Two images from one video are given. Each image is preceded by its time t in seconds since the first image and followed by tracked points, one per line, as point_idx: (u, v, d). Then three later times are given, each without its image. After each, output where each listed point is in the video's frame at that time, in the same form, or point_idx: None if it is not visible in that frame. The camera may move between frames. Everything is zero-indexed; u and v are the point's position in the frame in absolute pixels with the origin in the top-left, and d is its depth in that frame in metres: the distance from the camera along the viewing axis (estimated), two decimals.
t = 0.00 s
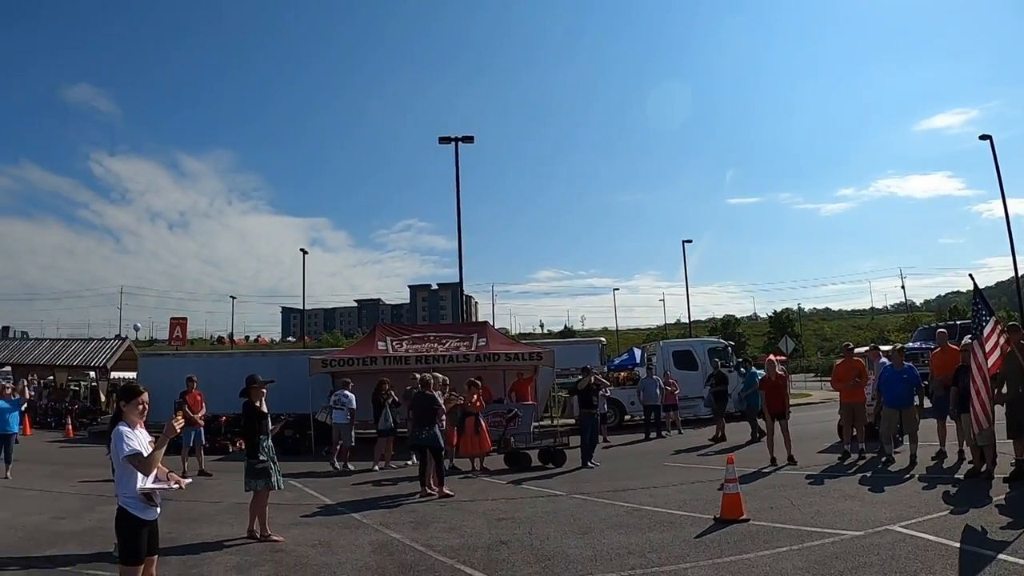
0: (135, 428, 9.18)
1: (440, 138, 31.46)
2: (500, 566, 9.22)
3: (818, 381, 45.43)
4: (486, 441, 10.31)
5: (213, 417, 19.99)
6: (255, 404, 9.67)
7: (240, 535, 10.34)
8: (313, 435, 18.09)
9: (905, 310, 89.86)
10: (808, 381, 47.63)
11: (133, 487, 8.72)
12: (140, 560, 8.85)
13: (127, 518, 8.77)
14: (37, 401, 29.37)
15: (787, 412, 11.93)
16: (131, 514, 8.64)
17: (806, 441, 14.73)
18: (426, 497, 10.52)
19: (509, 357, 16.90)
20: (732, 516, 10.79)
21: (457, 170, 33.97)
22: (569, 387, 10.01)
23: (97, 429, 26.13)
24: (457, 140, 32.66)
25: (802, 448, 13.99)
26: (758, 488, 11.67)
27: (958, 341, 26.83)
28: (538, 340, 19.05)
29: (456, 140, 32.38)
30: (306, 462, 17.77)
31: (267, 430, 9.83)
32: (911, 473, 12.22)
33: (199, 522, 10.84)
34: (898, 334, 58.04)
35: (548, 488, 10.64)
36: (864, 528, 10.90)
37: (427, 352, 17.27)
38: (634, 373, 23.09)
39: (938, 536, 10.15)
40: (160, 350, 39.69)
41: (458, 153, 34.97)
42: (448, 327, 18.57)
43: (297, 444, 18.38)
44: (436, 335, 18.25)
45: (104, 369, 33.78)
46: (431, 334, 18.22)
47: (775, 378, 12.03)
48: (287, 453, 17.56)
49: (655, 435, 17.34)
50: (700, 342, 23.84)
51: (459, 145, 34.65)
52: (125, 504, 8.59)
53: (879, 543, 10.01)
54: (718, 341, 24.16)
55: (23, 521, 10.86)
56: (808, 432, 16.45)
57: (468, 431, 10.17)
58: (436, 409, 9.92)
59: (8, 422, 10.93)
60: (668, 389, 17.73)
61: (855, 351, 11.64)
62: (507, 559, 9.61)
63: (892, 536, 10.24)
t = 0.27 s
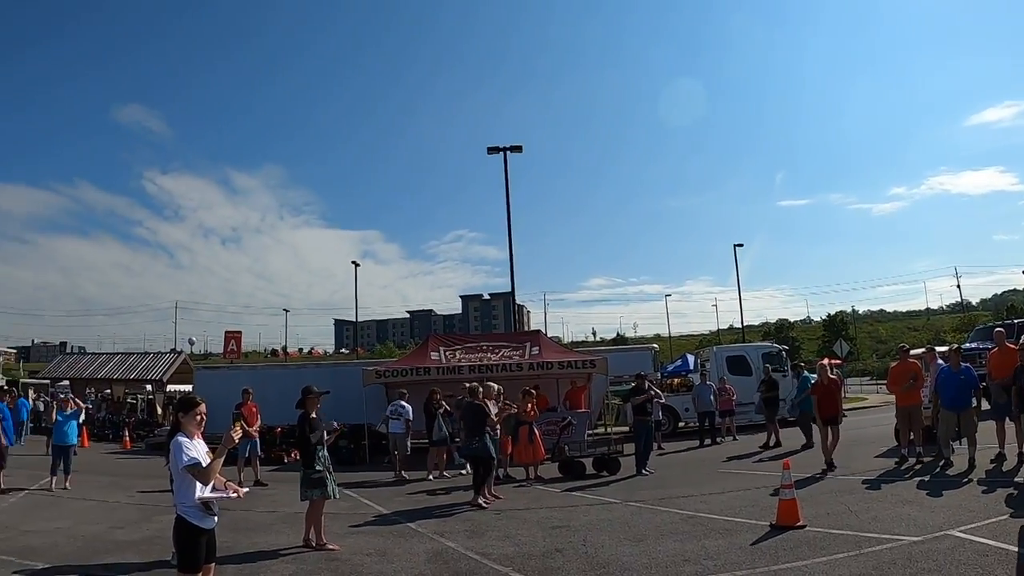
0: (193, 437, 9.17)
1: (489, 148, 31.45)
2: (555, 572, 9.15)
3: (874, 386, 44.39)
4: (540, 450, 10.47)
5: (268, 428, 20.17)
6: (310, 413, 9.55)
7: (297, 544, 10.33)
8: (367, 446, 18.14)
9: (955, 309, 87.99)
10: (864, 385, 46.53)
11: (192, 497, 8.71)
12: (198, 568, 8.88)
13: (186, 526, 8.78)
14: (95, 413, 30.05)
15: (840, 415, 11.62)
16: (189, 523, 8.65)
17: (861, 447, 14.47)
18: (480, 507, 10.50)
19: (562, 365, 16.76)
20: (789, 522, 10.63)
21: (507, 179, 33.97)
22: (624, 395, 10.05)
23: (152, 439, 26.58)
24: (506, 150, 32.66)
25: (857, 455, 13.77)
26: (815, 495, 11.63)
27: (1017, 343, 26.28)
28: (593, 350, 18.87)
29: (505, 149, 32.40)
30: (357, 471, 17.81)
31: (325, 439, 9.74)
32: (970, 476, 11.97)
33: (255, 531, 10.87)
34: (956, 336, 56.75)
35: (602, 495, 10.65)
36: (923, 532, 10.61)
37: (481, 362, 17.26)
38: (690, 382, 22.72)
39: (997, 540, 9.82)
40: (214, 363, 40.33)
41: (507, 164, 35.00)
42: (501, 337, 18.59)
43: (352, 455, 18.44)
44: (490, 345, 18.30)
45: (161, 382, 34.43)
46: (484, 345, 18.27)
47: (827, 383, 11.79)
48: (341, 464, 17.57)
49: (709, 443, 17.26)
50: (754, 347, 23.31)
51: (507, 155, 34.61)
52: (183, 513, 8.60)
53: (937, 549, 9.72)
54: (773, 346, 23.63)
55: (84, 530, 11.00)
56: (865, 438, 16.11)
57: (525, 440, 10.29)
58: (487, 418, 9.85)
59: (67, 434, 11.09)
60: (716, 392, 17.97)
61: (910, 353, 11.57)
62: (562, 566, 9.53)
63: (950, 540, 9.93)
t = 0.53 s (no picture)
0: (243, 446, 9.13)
1: (530, 155, 31.50)
2: None
3: (925, 391, 43.45)
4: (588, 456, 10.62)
5: (315, 436, 20.31)
6: (358, 421, 9.48)
7: (346, 551, 10.32)
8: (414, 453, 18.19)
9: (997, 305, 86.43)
10: (913, 388, 45.64)
11: (242, 505, 8.72)
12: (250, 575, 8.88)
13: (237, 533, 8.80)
14: (143, 423, 30.63)
15: (888, 417, 11.47)
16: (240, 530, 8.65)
17: (911, 450, 14.25)
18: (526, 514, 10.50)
19: (608, 371, 16.72)
20: (838, 527, 10.49)
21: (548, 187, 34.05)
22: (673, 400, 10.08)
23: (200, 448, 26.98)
24: (547, 158, 32.73)
25: (906, 459, 13.58)
26: (865, 498, 11.50)
27: None
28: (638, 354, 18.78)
29: (545, 157, 32.50)
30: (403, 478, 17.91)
31: (373, 446, 9.67)
32: None
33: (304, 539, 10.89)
34: (1006, 335, 55.76)
35: (650, 501, 10.73)
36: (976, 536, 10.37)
37: (527, 370, 17.40)
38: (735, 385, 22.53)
39: None
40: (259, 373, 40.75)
41: (547, 171, 34.97)
42: (546, 343, 18.64)
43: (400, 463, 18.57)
44: (536, 351, 18.38)
45: (209, 393, 35.01)
46: (530, 351, 18.37)
47: (874, 385, 11.69)
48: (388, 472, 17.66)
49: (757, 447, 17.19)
50: (801, 350, 23.09)
51: (548, 162, 34.59)
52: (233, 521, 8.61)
53: (990, 552, 9.48)
54: (820, 347, 23.27)
55: (135, 537, 11.09)
56: (915, 442, 15.83)
57: (573, 447, 10.58)
58: (532, 425, 9.67)
59: (117, 443, 11.03)
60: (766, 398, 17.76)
61: (959, 353, 11.62)
62: (611, 572, 9.47)
63: (1005, 543, 9.68)
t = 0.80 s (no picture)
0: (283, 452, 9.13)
1: (566, 162, 31.44)
2: None
3: (969, 396, 42.90)
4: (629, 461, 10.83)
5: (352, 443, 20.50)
6: (395, 428, 9.49)
7: (382, 557, 10.34)
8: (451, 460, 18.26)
9: None
10: (956, 394, 44.76)
11: (280, 510, 8.76)
12: None
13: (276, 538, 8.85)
14: (181, 429, 31.08)
15: (927, 422, 11.36)
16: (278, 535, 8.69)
17: (952, 456, 14.04)
18: (562, 521, 10.53)
19: (645, 377, 16.54)
20: (877, 534, 10.38)
21: (582, 193, 34.00)
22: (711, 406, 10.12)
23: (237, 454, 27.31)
24: (582, 164, 32.68)
25: (946, 466, 13.39)
26: (903, 505, 11.41)
27: None
28: (674, 359, 18.65)
29: (581, 163, 32.48)
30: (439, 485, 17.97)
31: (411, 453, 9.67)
32: None
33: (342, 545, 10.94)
34: None
35: (687, 507, 10.77)
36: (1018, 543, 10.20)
37: (564, 376, 17.30)
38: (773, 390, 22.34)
39: None
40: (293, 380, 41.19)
41: (581, 178, 35.06)
42: (583, 350, 18.71)
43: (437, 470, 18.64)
44: (572, 358, 18.42)
45: (246, 401, 35.47)
46: (566, 358, 18.41)
47: (912, 391, 11.59)
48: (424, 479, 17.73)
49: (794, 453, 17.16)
50: (838, 354, 22.93)
51: (582, 169, 34.68)
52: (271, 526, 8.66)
53: None
54: (858, 352, 23.06)
55: (174, 542, 11.19)
56: (956, 449, 15.57)
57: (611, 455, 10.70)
58: (567, 432, 9.61)
59: (155, 450, 11.05)
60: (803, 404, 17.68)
61: (998, 358, 11.61)
62: None
63: None
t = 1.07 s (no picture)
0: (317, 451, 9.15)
1: (596, 161, 31.39)
2: None
3: (1009, 396, 42.32)
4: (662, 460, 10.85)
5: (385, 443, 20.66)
6: (429, 428, 9.55)
7: (415, 556, 10.39)
8: (483, 460, 18.34)
9: None
10: (1000, 392, 43.88)
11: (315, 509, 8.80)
12: None
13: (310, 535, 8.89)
14: (217, 430, 31.42)
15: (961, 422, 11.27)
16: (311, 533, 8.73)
17: (989, 458, 13.87)
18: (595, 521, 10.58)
19: (677, 377, 16.53)
20: (911, 535, 10.28)
21: (614, 192, 33.94)
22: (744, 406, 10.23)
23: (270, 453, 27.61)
24: (614, 164, 32.58)
25: (981, 467, 13.24)
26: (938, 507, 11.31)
27: None
28: (707, 359, 18.65)
29: (612, 163, 32.46)
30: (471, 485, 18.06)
31: (444, 453, 9.70)
32: None
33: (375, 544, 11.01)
34: None
35: (720, 508, 10.78)
36: None
37: (597, 376, 17.39)
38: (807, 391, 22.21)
39: None
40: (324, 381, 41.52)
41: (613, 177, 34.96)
42: (617, 350, 18.75)
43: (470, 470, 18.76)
44: (606, 358, 18.48)
45: (281, 401, 35.87)
46: (600, 358, 18.47)
47: (947, 391, 11.51)
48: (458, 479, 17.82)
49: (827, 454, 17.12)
50: (872, 353, 22.80)
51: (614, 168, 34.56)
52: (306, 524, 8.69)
53: None
54: (893, 351, 22.91)
55: (209, 540, 11.31)
56: (990, 449, 15.39)
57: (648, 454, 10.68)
58: (599, 432, 9.64)
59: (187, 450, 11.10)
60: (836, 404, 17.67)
61: None
62: None
63: None
